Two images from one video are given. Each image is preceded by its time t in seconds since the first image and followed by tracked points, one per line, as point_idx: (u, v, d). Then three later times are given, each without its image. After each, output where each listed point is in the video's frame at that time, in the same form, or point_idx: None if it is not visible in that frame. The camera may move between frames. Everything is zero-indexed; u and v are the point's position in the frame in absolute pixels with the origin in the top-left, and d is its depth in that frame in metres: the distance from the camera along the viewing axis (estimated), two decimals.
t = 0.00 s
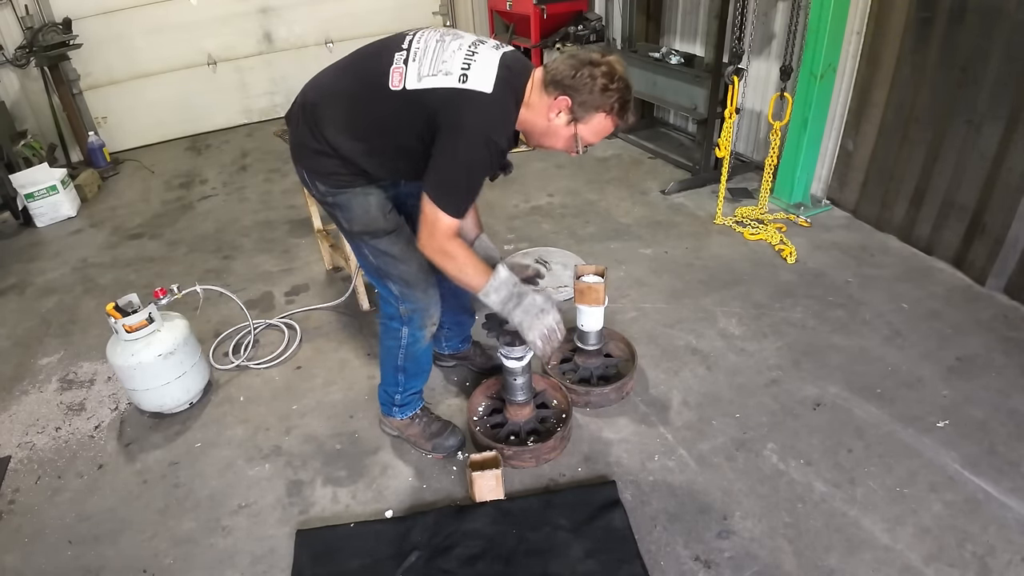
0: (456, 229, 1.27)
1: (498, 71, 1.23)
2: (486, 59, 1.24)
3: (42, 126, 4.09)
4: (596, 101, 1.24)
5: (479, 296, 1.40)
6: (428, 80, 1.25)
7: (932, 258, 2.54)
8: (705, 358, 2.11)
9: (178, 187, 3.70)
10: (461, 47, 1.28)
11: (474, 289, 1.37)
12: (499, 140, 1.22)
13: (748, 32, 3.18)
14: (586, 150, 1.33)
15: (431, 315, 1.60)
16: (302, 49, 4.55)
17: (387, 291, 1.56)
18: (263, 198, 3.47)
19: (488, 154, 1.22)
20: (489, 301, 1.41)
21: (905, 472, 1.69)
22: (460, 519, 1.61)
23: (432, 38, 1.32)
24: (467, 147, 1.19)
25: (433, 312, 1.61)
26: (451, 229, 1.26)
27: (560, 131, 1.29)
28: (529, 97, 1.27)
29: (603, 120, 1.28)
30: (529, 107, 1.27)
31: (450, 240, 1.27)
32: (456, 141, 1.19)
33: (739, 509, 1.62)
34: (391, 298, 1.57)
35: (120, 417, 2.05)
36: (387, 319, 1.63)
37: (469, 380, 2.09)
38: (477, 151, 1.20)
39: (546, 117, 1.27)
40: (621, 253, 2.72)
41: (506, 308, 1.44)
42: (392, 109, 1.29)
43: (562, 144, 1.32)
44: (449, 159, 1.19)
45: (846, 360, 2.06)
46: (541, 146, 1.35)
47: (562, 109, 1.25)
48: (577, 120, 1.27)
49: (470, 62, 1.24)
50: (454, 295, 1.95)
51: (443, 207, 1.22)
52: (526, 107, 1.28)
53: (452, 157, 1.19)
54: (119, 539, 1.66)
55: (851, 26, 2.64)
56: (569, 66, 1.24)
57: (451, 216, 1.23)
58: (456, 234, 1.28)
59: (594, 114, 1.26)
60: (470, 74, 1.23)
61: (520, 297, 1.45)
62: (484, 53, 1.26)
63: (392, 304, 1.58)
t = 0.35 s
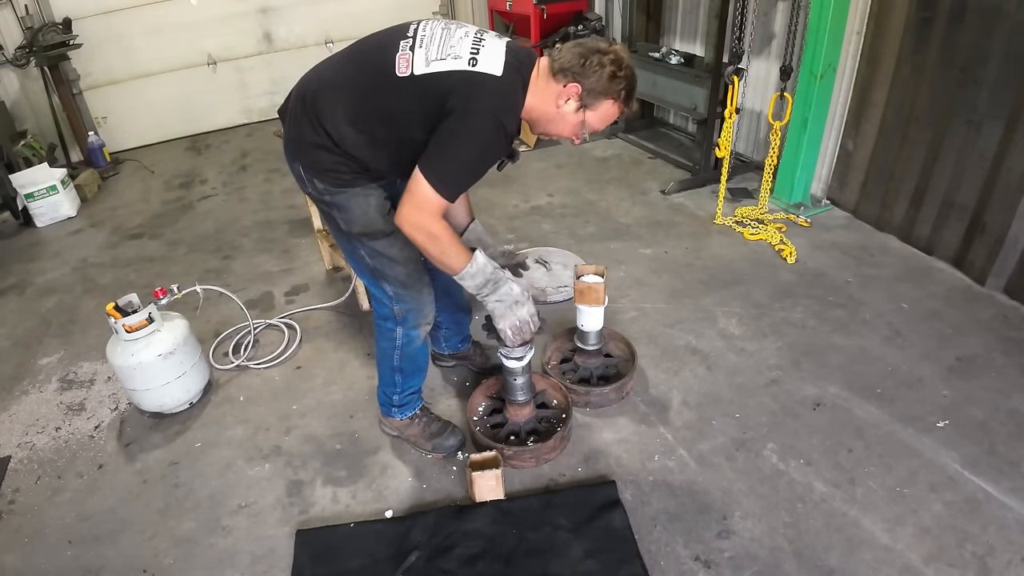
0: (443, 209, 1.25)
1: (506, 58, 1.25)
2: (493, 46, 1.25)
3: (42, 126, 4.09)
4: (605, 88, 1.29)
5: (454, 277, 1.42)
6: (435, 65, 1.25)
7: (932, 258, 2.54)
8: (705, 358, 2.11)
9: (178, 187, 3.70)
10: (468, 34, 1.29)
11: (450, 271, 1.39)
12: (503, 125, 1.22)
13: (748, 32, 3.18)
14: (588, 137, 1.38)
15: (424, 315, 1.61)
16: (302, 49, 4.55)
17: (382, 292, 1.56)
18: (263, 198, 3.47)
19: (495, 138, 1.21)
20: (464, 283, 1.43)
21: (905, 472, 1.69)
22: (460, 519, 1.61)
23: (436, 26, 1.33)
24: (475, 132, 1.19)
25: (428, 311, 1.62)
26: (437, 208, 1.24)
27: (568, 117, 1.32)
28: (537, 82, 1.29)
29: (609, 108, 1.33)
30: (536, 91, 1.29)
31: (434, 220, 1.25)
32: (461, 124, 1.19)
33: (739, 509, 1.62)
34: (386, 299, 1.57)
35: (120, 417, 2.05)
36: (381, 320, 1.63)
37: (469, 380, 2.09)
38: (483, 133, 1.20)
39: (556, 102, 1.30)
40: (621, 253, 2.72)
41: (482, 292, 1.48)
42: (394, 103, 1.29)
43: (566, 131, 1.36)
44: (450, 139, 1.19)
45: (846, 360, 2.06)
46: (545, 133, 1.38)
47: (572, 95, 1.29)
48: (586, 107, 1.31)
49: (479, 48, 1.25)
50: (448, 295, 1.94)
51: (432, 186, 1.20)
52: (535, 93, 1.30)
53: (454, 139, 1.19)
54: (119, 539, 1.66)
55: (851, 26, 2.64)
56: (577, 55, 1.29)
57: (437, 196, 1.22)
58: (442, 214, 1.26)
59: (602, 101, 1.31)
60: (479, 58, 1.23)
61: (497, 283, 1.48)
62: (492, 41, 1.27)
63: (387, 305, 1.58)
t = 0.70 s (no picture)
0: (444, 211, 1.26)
1: (508, 57, 1.26)
2: (496, 43, 1.27)
3: (42, 126, 4.09)
4: (605, 85, 1.30)
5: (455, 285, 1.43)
6: (438, 58, 1.25)
7: (932, 258, 2.54)
8: (705, 358, 2.11)
9: (178, 187, 3.70)
10: (470, 30, 1.30)
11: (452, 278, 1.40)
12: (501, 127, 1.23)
13: (749, 31, 3.18)
14: (586, 137, 1.37)
15: (424, 317, 1.61)
16: (302, 49, 4.55)
17: (381, 294, 1.56)
18: (263, 198, 3.47)
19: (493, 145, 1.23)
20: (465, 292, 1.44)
21: (905, 472, 1.69)
22: (460, 519, 1.61)
23: (438, 24, 1.33)
24: (472, 142, 1.20)
25: (428, 312, 1.62)
26: (438, 209, 1.24)
27: (569, 114, 1.31)
28: (537, 79, 1.29)
29: (608, 106, 1.33)
30: (537, 88, 1.28)
31: (436, 221, 1.26)
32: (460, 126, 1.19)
33: (739, 509, 1.62)
34: (386, 301, 1.56)
35: (120, 417, 2.05)
36: (381, 322, 1.63)
37: (469, 380, 2.09)
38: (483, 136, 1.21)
39: (555, 99, 1.29)
40: (621, 253, 2.72)
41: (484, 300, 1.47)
42: (395, 107, 1.29)
43: (566, 129, 1.35)
44: (452, 141, 1.19)
45: (845, 360, 2.06)
46: (544, 131, 1.36)
47: (573, 92, 1.29)
48: (586, 104, 1.31)
49: (481, 43, 1.26)
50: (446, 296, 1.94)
51: (435, 187, 1.21)
52: (535, 90, 1.28)
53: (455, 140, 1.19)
54: (119, 539, 1.66)
55: (851, 26, 2.64)
56: (576, 54, 1.30)
57: (441, 197, 1.22)
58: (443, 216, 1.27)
59: (602, 99, 1.31)
60: (481, 52, 1.24)
61: (498, 291, 1.47)
62: (494, 37, 1.29)
63: (386, 308, 1.58)
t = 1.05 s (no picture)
0: (455, 219, 1.27)
1: (513, 62, 1.27)
2: (501, 51, 1.28)
3: (42, 126, 4.09)
4: (607, 94, 1.31)
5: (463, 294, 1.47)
6: (445, 67, 1.25)
7: (932, 258, 2.54)
8: (705, 358, 2.11)
9: (178, 187, 3.70)
10: (475, 38, 1.31)
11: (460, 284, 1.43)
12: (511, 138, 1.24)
13: (749, 31, 3.18)
14: (588, 144, 1.39)
15: (430, 319, 1.61)
16: (302, 49, 4.55)
17: (387, 298, 1.56)
18: (263, 198, 3.47)
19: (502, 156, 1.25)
20: (473, 301, 1.49)
21: (905, 472, 1.69)
22: (460, 519, 1.61)
23: (442, 33, 1.33)
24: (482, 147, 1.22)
25: (434, 316, 1.62)
26: (448, 216, 1.25)
27: (571, 123, 1.33)
28: (540, 88, 1.29)
29: (609, 113, 1.35)
30: (540, 99, 1.29)
31: (446, 228, 1.27)
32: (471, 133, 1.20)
33: (739, 509, 1.62)
34: (392, 305, 1.56)
35: (120, 417, 2.05)
36: (386, 325, 1.63)
37: (469, 380, 2.09)
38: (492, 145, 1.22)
39: (558, 108, 1.30)
40: (621, 253, 2.72)
41: (491, 311, 1.53)
42: (400, 113, 1.29)
43: (568, 137, 1.36)
44: (461, 150, 1.20)
45: (845, 360, 2.06)
46: (547, 139, 1.37)
47: (576, 102, 1.30)
48: (589, 113, 1.33)
49: (487, 50, 1.27)
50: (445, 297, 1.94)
51: (446, 193, 1.22)
52: (539, 100, 1.29)
53: (466, 149, 1.20)
54: (119, 539, 1.66)
55: (851, 25, 2.63)
56: (578, 63, 1.30)
57: (452, 204, 1.23)
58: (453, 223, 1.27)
59: (604, 107, 1.33)
60: (488, 60, 1.25)
61: (503, 300, 1.53)
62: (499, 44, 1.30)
63: (392, 311, 1.58)
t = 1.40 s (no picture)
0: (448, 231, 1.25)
1: (517, 86, 1.27)
2: (506, 73, 1.27)
3: (41, 126, 4.09)
4: (608, 103, 1.31)
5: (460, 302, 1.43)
6: (451, 87, 1.25)
7: (933, 258, 2.54)
8: (705, 358, 2.11)
9: (178, 187, 3.70)
10: (480, 56, 1.29)
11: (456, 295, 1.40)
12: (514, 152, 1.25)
13: (749, 31, 3.18)
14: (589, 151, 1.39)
15: (435, 320, 1.62)
16: (302, 49, 4.55)
17: (392, 299, 1.56)
18: (263, 198, 3.47)
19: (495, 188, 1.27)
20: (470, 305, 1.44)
21: (905, 472, 1.69)
22: (460, 519, 1.61)
23: (447, 43, 1.32)
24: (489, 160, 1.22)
25: (439, 315, 1.63)
26: (441, 228, 1.24)
27: (574, 132, 1.33)
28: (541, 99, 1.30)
29: (611, 121, 1.35)
30: (541, 110, 1.29)
31: (438, 240, 1.24)
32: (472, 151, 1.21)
33: (739, 509, 1.62)
34: (396, 306, 1.56)
35: (120, 417, 2.05)
36: (390, 326, 1.63)
37: (468, 380, 2.09)
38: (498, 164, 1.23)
39: (560, 118, 1.30)
40: (621, 253, 2.72)
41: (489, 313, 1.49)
42: (401, 118, 1.28)
43: (570, 145, 1.36)
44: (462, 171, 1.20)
45: (845, 360, 2.06)
46: (549, 147, 1.38)
47: (578, 111, 1.30)
48: (590, 122, 1.33)
49: (492, 72, 1.26)
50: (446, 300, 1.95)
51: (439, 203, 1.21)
52: (540, 111, 1.30)
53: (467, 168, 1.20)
54: (119, 539, 1.66)
55: (851, 25, 2.63)
56: (580, 72, 1.30)
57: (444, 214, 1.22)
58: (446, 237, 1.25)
59: (606, 116, 1.33)
60: (494, 83, 1.25)
61: (501, 303, 1.49)
62: (503, 65, 1.29)
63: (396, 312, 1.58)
